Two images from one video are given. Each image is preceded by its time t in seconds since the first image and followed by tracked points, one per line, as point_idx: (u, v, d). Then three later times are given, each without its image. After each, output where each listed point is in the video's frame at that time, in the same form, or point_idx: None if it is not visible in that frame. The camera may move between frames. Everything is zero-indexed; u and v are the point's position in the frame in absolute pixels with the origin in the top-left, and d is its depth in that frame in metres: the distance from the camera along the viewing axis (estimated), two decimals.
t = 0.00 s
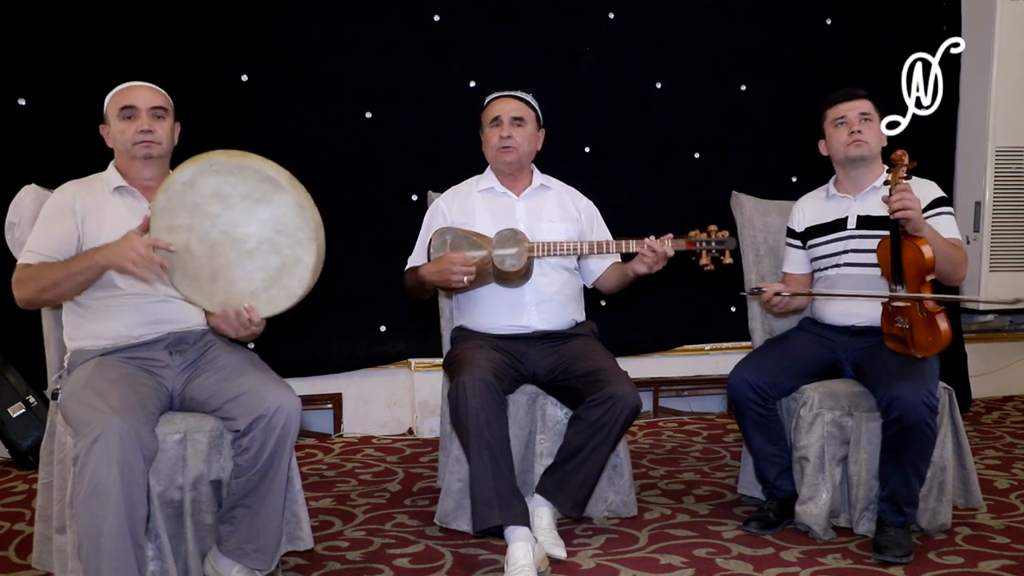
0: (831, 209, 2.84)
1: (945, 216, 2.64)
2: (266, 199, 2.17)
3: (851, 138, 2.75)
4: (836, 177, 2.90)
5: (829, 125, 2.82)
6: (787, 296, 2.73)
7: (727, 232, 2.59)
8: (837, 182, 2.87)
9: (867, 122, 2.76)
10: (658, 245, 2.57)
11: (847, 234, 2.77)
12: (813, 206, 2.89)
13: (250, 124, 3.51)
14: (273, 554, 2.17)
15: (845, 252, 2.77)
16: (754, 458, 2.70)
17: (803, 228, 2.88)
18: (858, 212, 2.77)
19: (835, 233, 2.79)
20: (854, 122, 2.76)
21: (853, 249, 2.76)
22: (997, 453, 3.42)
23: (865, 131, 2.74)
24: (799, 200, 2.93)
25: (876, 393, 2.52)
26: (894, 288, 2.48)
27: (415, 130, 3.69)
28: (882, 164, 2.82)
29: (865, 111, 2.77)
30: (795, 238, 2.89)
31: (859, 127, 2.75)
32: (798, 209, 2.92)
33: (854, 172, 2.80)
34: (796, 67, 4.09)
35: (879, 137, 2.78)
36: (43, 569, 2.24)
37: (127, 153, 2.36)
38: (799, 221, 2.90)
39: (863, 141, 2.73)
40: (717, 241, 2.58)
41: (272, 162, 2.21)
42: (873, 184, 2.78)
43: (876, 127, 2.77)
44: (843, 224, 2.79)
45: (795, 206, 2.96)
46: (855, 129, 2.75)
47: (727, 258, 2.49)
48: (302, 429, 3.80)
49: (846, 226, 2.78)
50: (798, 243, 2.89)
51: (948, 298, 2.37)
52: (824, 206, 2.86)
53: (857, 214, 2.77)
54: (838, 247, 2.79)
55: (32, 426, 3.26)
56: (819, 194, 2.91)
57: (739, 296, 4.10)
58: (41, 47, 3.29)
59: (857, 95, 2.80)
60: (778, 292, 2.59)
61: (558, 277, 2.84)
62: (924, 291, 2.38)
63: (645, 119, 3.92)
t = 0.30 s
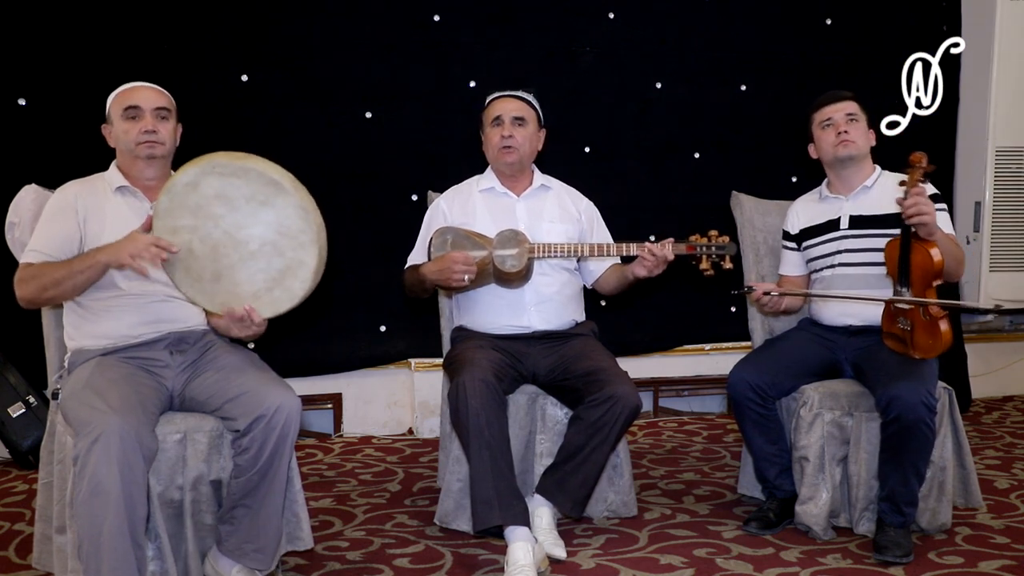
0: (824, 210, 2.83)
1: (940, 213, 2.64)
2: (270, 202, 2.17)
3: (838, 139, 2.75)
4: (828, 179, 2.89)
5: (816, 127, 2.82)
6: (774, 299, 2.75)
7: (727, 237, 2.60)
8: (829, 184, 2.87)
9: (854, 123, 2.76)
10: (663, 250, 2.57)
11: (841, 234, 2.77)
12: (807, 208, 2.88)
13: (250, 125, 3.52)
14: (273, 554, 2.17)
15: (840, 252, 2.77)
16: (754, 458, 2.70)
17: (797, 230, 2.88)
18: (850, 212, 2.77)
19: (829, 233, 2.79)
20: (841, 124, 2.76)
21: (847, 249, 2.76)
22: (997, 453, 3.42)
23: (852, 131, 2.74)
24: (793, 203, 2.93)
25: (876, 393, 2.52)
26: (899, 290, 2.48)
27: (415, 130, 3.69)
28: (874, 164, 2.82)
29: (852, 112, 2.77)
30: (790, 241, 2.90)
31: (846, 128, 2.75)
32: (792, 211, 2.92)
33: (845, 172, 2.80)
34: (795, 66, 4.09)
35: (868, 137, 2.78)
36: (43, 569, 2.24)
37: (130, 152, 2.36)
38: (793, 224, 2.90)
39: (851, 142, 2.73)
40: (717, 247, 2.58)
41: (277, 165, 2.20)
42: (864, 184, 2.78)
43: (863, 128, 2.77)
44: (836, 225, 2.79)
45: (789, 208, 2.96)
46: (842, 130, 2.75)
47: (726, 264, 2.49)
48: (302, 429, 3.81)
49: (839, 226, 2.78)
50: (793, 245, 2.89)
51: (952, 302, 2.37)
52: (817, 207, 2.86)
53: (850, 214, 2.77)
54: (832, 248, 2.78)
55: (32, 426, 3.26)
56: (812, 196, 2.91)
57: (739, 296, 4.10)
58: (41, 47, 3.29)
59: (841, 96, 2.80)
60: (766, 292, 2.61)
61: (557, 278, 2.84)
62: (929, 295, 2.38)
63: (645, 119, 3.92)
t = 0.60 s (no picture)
0: (821, 211, 2.83)
1: (938, 213, 2.64)
2: (274, 199, 2.18)
3: (834, 140, 2.75)
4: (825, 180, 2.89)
5: (813, 129, 2.82)
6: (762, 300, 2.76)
7: (727, 237, 2.60)
8: (825, 185, 2.87)
9: (850, 124, 2.76)
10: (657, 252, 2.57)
11: (839, 234, 2.77)
12: (804, 209, 2.88)
13: (250, 124, 3.52)
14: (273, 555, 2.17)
15: (838, 252, 2.77)
16: (754, 458, 2.70)
17: (795, 231, 2.88)
18: (848, 212, 2.77)
19: (827, 234, 2.79)
20: (836, 124, 2.76)
21: (846, 249, 2.76)
22: (997, 453, 3.42)
23: (848, 132, 2.75)
24: (791, 204, 2.93)
25: (876, 393, 2.52)
26: (895, 289, 2.48)
27: (415, 130, 3.69)
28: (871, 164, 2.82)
29: (847, 112, 2.77)
30: (788, 242, 2.89)
31: (842, 129, 2.75)
32: (789, 212, 2.92)
33: (842, 172, 2.80)
34: (795, 66, 4.09)
35: (864, 137, 2.78)
36: (43, 569, 2.24)
37: (135, 153, 2.36)
38: (791, 225, 2.89)
39: (847, 142, 2.73)
40: (716, 246, 2.58)
41: (283, 163, 2.21)
42: (862, 184, 2.78)
43: (859, 128, 2.77)
44: (834, 225, 2.78)
45: (787, 209, 2.95)
46: (838, 131, 2.75)
47: (726, 265, 2.49)
48: (302, 429, 3.81)
49: (837, 226, 2.78)
50: (791, 246, 2.89)
51: (949, 298, 2.37)
52: (814, 208, 2.86)
53: (848, 214, 2.77)
54: (830, 248, 2.78)
55: (32, 426, 3.26)
56: (809, 197, 2.90)
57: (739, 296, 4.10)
58: (41, 47, 3.29)
59: (837, 96, 2.79)
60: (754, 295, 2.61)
61: (557, 278, 2.84)
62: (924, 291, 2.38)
63: (645, 119, 3.92)
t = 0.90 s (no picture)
0: (821, 211, 2.83)
1: (937, 212, 2.64)
2: (274, 205, 2.17)
3: (830, 141, 2.75)
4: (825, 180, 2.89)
5: (810, 129, 2.82)
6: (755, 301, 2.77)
7: (726, 241, 2.59)
8: (825, 185, 2.87)
9: (847, 125, 2.76)
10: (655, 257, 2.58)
11: (838, 234, 2.77)
12: (804, 209, 2.89)
13: (250, 124, 3.52)
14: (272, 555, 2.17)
15: (838, 252, 2.77)
16: (754, 458, 2.70)
17: (795, 232, 2.88)
18: (848, 212, 2.77)
19: (827, 234, 2.79)
20: (833, 125, 2.76)
21: (846, 249, 2.76)
22: (997, 453, 3.42)
23: (844, 133, 2.74)
24: (792, 204, 2.93)
25: (876, 393, 2.51)
26: (895, 290, 2.48)
27: (414, 130, 3.69)
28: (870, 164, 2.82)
29: (845, 113, 2.76)
30: (788, 242, 2.90)
31: (838, 130, 2.75)
32: (789, 213, 2.93)
33: (841, 173, 2.80)
34: (795, 66, 4.09)
35: (861, 138, 2.78)
36: (43, 569, 2.24)
37: (137, 153, 2.36)
38: (791, 225, 2.90)
39: (842, 143, 2.73)
40: (716, 249, 2.58)
41: (283, 169, 2.21)
42: (860, 184, 2.78)
43: (857, 130, 2.77)
44: (834, 225, 2.79)
45: (788, 210, 2.96)
46: (834, 132, 2.75)
47: (726, 269, 2.49)
48: (302, 429, 3.81)
49: (837, 226, 2.78)
50: (791, 247, 2.89)
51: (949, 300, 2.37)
52: (814, 208, 2.86)
53: (847, 214, 2.77)
54: (830, 248, 2.78)
55: (32, 426, 3.26)
56: (810, 197, 2.91)
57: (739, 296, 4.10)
58: (41, 47, 3.29)
59: (835, 96, 2.78)
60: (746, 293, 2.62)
61: (557, 279, 2.84)
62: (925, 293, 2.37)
63: (645, 119, 3.92)
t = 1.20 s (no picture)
0: (821, 211, 2.83)
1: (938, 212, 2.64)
2: (269, 195, 2.19)
3: (830, 142, 2.75)
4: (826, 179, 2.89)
5: (811, 129, 2.82)
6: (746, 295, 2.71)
7: (725, 229, 2.60)
8: (826, 185, 2.87)
9: (847, 126, 2.75)
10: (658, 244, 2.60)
11: (838, 234, 2.77)
12: (804, 209, 2.89)
13: (250, 124, 3.52)
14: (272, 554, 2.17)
15: (838, 252, 2.77)
16: (754, 458, 2.70)
17: (795, 231, 2.89)
18: (848, 212, 2.77)
19: (827, 233, 2.79)
20: (833, 126, 2.76)
21: (845, 249, 2.76)
22: (997, 453, 3.42)
23: (844, 133, 2.74)
24: (794, 203, 2.94)
25: (876, 393, 2.51)
26: (901, 294, 2.48)
27: (414, 129, 3.69)
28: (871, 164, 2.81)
29: (845, 112, 2.76)
30: (789, 242, 2.91)
31: (838, 130, 2.75)
32: (790, 213, 2.93)
33: (841, 173, 2.80)
34: (795, 66, 4.09)
35: (862, 138, 2.77)
36: (43, 569, 2.24)
37: (140, 153, 2.36)
38: (792, 225, 2.90)
39: (842, 143, 2.73)
40: (715, 239, 2.57)
41: (280, 160, 2.22)
42: (861, 184, 2.78)
43: (857, 130, 2.76)
44: (834, 224, 2.79)
45: (790, 209, 2.96)
46: (834, 133, 2.75)
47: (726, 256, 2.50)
48: (302, 429, 3.81)
49: (837, 226, 2.78)
50: (792, 247, 2.90)
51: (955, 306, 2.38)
52: (815, 208, 2.86)
53: (847, 214, 2.77)
54: (830, 248, 2.78)
55: (32, 426, 3.26)
56: (812, 197, 2.91)
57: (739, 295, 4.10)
58: (41, 47, 3.29)
59: (835, 96, 2.78)
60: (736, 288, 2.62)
61: (556, 278, 2.83)
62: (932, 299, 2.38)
63: (645, 119, 3.92)
